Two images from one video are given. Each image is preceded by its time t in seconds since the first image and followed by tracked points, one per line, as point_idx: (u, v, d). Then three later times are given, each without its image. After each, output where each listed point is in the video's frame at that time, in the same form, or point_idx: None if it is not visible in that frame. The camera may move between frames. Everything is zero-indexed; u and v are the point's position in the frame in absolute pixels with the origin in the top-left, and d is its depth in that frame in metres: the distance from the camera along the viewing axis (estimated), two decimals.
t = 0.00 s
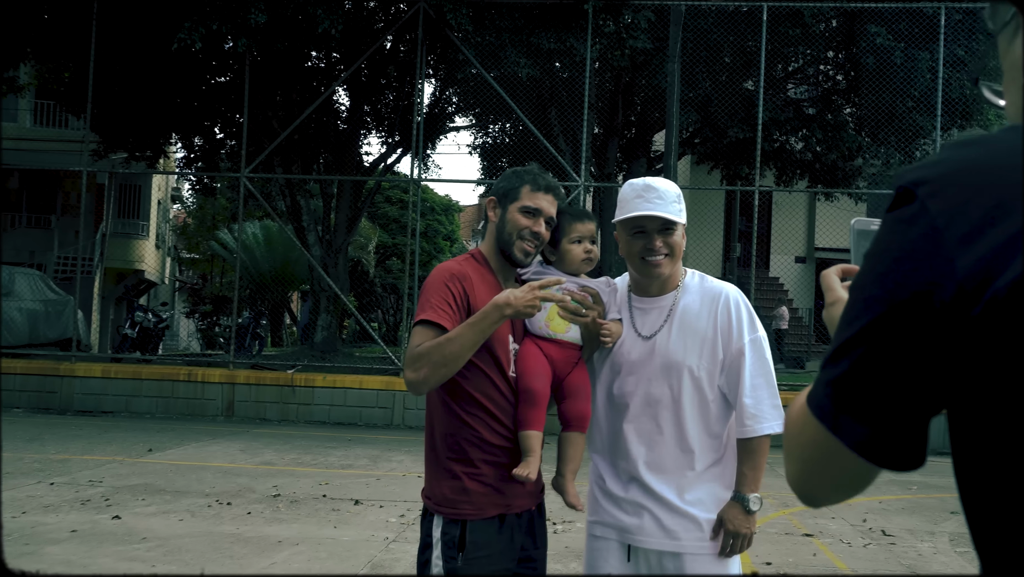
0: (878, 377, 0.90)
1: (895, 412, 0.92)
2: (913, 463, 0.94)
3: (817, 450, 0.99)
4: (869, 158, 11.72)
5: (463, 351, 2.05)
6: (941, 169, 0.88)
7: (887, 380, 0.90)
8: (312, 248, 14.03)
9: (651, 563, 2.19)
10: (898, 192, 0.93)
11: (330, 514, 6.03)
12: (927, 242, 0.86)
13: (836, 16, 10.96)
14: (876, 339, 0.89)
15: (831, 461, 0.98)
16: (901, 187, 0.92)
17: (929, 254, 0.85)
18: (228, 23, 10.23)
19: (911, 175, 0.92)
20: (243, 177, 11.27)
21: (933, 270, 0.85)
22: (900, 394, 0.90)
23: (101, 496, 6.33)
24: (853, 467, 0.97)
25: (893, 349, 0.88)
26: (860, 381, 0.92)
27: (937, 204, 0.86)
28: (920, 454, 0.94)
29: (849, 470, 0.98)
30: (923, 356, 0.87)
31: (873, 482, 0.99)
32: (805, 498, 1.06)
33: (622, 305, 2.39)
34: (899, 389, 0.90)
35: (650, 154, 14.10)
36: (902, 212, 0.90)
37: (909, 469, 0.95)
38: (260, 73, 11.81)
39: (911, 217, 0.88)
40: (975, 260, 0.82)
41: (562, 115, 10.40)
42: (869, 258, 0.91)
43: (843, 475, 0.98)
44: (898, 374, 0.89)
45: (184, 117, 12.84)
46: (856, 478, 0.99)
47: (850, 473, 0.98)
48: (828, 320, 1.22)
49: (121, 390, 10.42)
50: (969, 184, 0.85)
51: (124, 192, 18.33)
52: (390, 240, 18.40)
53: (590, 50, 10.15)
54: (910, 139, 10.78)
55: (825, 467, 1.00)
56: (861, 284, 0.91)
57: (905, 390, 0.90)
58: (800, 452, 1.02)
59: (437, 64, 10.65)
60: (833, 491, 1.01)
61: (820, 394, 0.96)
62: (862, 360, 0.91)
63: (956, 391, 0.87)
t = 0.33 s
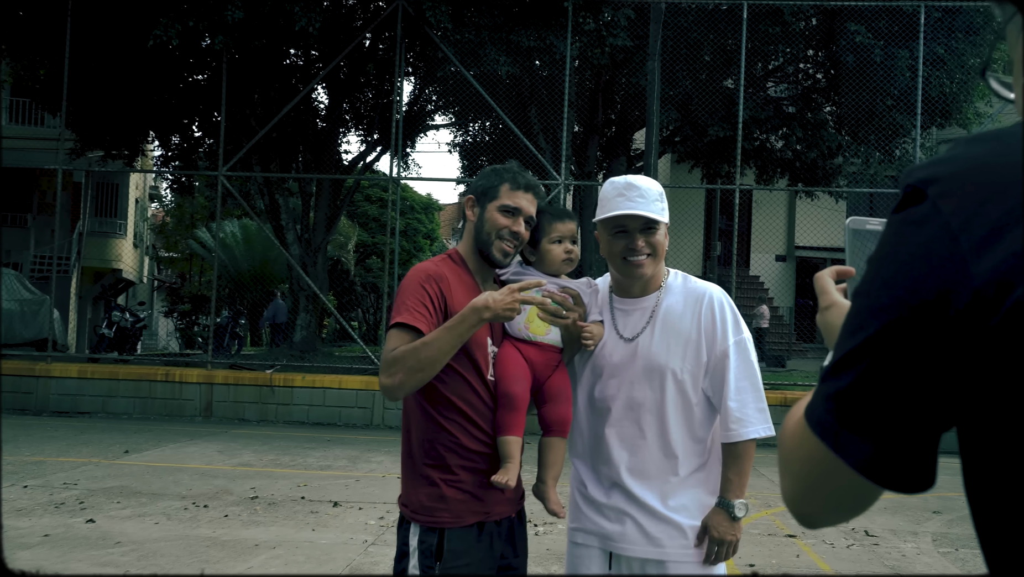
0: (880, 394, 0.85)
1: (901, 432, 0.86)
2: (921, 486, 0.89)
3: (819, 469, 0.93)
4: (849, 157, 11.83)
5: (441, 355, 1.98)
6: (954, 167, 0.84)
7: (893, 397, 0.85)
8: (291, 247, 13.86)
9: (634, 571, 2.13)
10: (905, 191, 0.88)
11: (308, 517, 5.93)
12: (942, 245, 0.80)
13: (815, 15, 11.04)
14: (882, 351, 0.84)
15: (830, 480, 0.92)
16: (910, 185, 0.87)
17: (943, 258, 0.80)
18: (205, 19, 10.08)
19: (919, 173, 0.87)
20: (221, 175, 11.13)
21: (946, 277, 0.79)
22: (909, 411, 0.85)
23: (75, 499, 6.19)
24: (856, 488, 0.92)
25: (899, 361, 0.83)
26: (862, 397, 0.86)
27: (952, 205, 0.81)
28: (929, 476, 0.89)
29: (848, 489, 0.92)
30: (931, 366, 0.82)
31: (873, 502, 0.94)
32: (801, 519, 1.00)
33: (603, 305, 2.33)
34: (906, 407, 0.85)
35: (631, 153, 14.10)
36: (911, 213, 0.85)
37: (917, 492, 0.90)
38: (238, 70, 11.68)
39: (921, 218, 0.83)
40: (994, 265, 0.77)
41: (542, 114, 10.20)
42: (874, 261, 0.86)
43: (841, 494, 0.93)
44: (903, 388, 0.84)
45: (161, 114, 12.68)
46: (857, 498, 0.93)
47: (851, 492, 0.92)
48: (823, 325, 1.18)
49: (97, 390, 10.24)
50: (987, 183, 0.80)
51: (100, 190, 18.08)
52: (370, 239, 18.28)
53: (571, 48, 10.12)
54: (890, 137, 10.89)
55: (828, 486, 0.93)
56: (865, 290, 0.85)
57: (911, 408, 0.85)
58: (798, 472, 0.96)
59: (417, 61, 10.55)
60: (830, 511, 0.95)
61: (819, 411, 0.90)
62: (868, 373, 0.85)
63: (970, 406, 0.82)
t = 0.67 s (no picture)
0: (882, 409, 0.78)
1: (905, 453, 0.79)
2: (928, 515, 0.82)
3: (814, 493, 0.85)
4: (843, 156, 11.74)
5: (420, 360, 1.90)
6: (967, 157, 0.77)
7: (896, 414, 0.77)
8: (282, 247, 13.73)
9: None
10: (910, 185, 0.81)
11: (296, 520, 5.80)
12: (957, 244, 0.73)
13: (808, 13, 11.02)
14: (885, 362, 0.76)
15: (827, 503, 0.84)
16: (916, 177, 0.80)
17: (958, 259, 0.72)
18: (194, 17, 9.95)
19: (928, 164, 0.80)
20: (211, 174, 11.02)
21: (958, 280, 0.72)
22: (912, 434, 0.78)
23: (60, 503, 6.01)
24: (854, 514, 0.84)
25: (902, 374, 0.76)
26: (861, 413, 0.79)
27: (963, 199, 0.74)
28: (937, 503, 0.81)
29: (846, 514, 0.85)
30: (939, 379, 0.75)
31: (874, 529, 0.86)
32: (795, 548, 0.92)
33: (590, 306, 2.26)
34: (911, 426, 0.77)
35: (624, 152, 14.02)
36: (918, 208, 0.77)
37: (923, 522, 0.82)
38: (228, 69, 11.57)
39: (929, 215, 0.76)
40: (1014, 265, 0.70)
41: (533, 112, 10.34)
42: (876, 261, 0.79)
43: (838, 518, 0.85)
44: (907, 404, 0.76)
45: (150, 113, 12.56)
46: (856, 525, 0.85)
47: (849, 516, 0.85)
48: (817, 330, 1.11)
49: (87, 391, 10.12)
50: (1004, 176, 0.73)
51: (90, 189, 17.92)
52: (362, 239, 18.16)
53: (562, 46, 10.06)
54: (884, 136, 10.79)
55: (823, 514, 0.86)
56: (865, 296, 0.78)
57: (916, 427, 0.77)
58: (790, 495, 0.88)
59: (408, 60, 10.44)
60: (828, 539, 0.87)
61: (814, 429, 0.83)
62: (868, 387, 0.77)
63: (993, 430, 0.74)
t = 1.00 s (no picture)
0: (879, 441, 0.70)
1: (905, 486, 0.71)
2: (934, 562, 0.75)
3: (804, 535, 0.76)
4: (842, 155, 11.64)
5: (398, 370, 1.83)
6: (979, 156, 0.70)
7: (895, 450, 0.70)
8: (279, 247, 13.64)
9: None
10: (913, 187, 0.74)
11: (288, 524, 5.66)
12: (964, 254, 0.66)
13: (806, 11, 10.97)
14: (885, 390, 0.69)
15: (819, 551, 0.75)
16: (921, 179, 0.73)
17: (970, 271, 0.66)
18: (187, 15, 9.87)
19: (933, 164, 0.73)
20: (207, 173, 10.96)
21: (969, 290, 0.66)
22: (917, 467, 0.70)
23: (48, 507, 5.86)
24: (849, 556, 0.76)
25: (901, 403, 0.69)
26: (858, 447, 0.71)
27: (976, 204, 0.68)
28: (946, 540, 0.74)
29: (838, 559, 0.76)
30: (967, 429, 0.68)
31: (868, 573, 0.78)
32: None
33: (577, 311, 2.19)
34: (926, 465, 0.70)
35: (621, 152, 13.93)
36: (926, 214, 0.70)
37: (928, 570, 0.76)
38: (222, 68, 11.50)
39: (936, 222, 0.69)
40: None
41: (530, 111, 10.36)
42: (874, 274, 0.72)
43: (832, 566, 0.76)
44: (907, 432, 0.69)
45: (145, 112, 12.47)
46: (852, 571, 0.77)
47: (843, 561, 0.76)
48: (808, 341, 1.03)
49: (81, 392, 10.04)
50: (1018, 179, 0.67)
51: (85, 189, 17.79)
52: (360, 238, 18.06)
53: (559, 45, 9.99)
54: (884, 135, 10.71)
55: (814, 559, 0.76)
56: (863, 315, 0.71)
57: (917, 460, 0.70)
58: (777, 533, 0.79)
59: (405, 59, 10.33)
60: None
61: (803, 462, 0.75)
62: (867, 417, 0.70)
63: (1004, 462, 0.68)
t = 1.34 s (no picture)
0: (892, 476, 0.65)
1: (919, 523, 0.66)
2: None
3: (799, 570, 0.70)
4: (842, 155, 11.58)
5: (382, 375, 1.77)
6: (999, 152, 0.67)
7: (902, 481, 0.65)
8: (278, 246, 13.55)
9: None
10: (925, 187, 0.70)
11: (282, 527, 5.56)
12: (979, 260, 0.63)
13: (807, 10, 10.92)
14: (891, 412, 0.65)
15: None
16: (935, 177, 0.69)
17: (989, 276, 0.62)
18: (185, 14, 9.81)
19: (946, 161, 0.70)
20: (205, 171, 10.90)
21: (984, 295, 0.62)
22: (928, 495, 0.65)
23: (41, 509, 5.78)
24: None
25: (909, 427, 0.64)
26: (862, 477, 0.66)
27: (999, 207, 0.64)
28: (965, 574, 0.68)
29: None
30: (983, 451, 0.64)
31: None
32: None
33: (570, 313, 2.14)
34: (938, 494, 0.65)
35: (622, 151, 13.85)
36: (938, 217, 0.67)
37: None
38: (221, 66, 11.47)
39: (951, 227, 0.65)
40: None
41: (531, 110, 10.13)
42: (879, 286, 0.69)
43: None
44: (915, 456, 0.65)
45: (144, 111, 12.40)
46: None
47: None
48: (808, 350, 0.98)
49: (78, 392, 9.97)
50: None
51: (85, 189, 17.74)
52: (360, 238, 18.00)
53: (559, 43, 9.93)
54: (885, 134, 10.67)
55: None
56: (868, 331, 0.68)
57: (942, 494, 0.65)
58: (774, 563, 0.73)
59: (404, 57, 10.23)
60: None
61: (802, 492, 0.70)
62: (873, 446, 0.66)
63: None
